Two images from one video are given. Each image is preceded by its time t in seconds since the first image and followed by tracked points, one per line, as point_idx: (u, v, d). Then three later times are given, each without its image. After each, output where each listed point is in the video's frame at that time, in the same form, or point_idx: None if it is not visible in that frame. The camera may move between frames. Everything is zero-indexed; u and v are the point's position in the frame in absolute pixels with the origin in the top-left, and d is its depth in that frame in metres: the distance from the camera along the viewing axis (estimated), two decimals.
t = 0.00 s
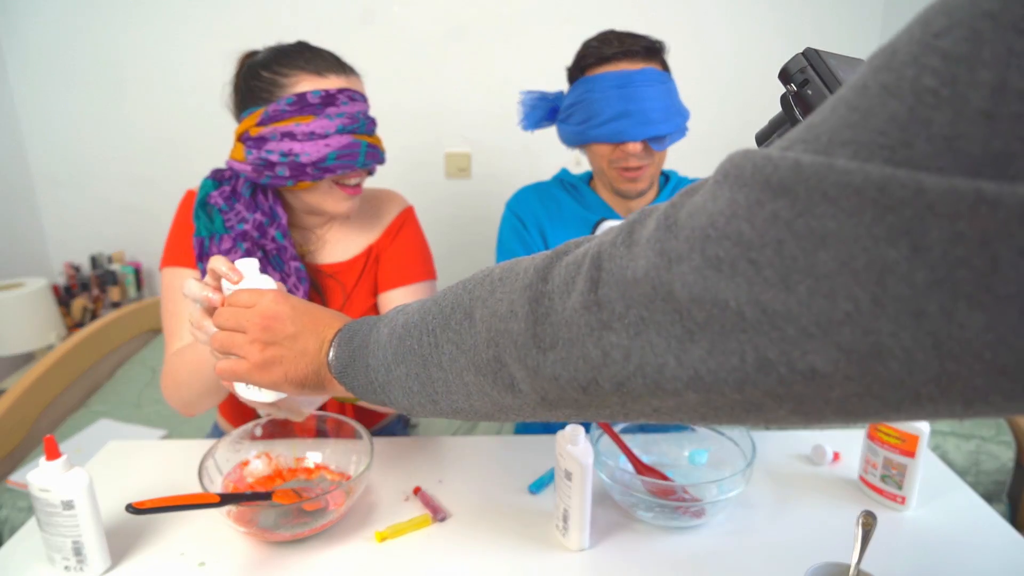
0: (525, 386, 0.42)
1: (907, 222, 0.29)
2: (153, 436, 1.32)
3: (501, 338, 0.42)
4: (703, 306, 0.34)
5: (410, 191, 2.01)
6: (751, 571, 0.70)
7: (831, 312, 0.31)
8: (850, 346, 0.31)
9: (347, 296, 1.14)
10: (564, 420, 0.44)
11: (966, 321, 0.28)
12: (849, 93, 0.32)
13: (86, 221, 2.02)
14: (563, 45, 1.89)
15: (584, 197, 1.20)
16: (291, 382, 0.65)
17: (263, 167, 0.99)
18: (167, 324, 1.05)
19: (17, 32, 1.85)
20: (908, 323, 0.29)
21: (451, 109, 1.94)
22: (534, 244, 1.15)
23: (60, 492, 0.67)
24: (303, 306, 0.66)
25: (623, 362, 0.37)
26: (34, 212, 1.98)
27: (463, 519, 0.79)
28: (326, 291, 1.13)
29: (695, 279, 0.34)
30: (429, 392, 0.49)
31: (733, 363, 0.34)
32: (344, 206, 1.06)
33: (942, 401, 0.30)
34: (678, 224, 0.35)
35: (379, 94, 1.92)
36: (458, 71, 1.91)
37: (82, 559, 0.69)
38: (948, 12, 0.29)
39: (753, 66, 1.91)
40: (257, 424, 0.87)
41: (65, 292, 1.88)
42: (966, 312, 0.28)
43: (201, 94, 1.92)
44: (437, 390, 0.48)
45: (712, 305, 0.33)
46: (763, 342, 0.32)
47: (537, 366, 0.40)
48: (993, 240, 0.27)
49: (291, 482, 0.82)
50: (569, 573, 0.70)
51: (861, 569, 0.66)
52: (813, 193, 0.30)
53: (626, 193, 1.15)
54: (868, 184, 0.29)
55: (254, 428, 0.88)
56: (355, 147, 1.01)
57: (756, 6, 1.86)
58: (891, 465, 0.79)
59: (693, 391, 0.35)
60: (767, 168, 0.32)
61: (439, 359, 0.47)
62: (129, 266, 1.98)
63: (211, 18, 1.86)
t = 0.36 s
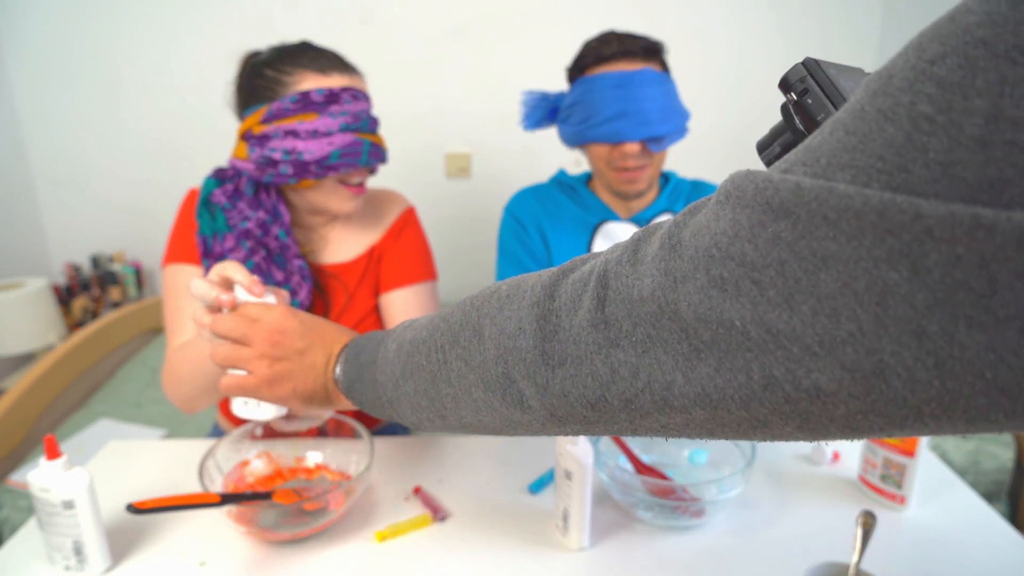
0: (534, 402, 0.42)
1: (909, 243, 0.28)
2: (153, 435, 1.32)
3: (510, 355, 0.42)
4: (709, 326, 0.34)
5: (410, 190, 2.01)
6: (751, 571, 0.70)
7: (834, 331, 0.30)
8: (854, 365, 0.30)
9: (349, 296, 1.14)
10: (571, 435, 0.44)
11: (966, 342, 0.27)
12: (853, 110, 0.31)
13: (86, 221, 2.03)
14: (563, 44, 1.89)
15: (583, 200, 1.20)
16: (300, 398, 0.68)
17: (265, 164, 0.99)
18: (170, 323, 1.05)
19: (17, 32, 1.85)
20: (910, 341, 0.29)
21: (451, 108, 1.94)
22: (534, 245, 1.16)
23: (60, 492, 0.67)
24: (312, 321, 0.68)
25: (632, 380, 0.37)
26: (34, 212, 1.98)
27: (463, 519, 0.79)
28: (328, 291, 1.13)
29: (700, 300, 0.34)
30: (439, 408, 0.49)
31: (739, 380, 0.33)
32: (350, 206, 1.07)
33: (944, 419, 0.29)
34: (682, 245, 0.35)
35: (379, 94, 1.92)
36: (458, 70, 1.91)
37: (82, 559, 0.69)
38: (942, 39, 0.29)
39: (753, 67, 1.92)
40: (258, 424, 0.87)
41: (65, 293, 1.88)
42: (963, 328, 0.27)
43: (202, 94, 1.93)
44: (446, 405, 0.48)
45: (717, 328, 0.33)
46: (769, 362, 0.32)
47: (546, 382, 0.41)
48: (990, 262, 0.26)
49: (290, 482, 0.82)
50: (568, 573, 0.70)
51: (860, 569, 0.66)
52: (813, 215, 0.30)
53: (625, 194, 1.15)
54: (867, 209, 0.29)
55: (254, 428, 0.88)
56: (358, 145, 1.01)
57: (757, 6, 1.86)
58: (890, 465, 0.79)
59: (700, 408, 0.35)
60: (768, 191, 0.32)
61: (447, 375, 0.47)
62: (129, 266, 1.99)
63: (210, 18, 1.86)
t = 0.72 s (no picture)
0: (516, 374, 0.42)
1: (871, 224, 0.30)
2: (153, 435, 1.32)
3: (495, 330, 0.43)
4: (684, 300, 0.35)
5: (410, 191, 2.01)
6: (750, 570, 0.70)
7: (799, 304, 0.32)
8: (815, 337, 0.32)
9: (349, 297, 1.14)
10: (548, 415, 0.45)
11: (917, 315, 0.29)
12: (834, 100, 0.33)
13: (86, 221, 2.03)
14: (563, 45, 1.90)
15: (580, 199, 1.20)
16: (289, 383, 0.68)
17: (266, 165, 0.99)
18: (168, 323, 1.05)
19: (17, 33, 1.85)
20: (868, 316, 0.30)
21: (451, 109, 1.94)
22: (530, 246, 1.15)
23: (60, 492, 0.67)
24: (299, 310, 0.69)
25: (609, 353, 0.38)
26: (34, 213, 1.98)
27: (463, 519, 0.79)
28: (329, 291, 1.14)
29: (677, 276, 0.35)
30: (424, 386, 0.50)
31: (711, 352, 0.35)
32: (349, 207, 1.07)
33: (900, 393, 0.31)
34: (663, 226, 0.37)
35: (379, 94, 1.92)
36: (459, 71, 1.91)
37: (82, 558, 0.70)
38: (907, 36, 0.31)
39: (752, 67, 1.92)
40: (258, 423, 0.87)
41: (65, 292, 1.89)
42: (919, 304, 0.29)
43: (202, 94, 1.93)
44: (432, 384, 0.49)
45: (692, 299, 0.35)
46: (733, 333, 0.34)
47: (529, 355, 0.41)
48: (941, 243, 0.28)
49: (291, 482, 0.82)
50: (568, 572, 0.71)
51: (860, 569, 0.66)
52: (784, 196, 0.32)
53: (621, 194, 1.15)
54: (832, 190, 0.31)
55: (254, 428, 0.88)
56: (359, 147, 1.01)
57: (757, 7, 1.86)
58: (890, 465, 0.80)
59: (673, 380, 0.36)
60: (745, 175, 0.34)
61: (434, 354, 0.48)
62: (129, 266, 1.99)
63: (211, 19, 1.86)
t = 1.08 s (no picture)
0: (504, 480, 0.31)
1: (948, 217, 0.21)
2: (153, 435, 1.32)
3: (475, 439, 0.32)
4: (714, 389, 0.24)
5: (410, 190, 2.01)
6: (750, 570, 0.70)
7: (867, 369, 0.22)
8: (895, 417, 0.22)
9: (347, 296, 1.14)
10: None
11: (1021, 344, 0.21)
12: (886, 107, 0.27)
13: (86, 221, 2.03)
14: (563, 44, 1.90)
15: (576, 200, 1.18)
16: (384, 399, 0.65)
17: (262, 165, 0.99)
18: (162, 328, 1.06)
19: (17, 32, 1.84)
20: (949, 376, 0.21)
21: (452, 108, 1.94)
22: (529, 251, 1.14)
23: (61, 491, 0.67)
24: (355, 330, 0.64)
25: (622, 467, 0.27)
26: (34, 212, 1.98)
27: (463, 519, 0.79)
28: (326, 291, 1.14)
29: (700, 357, 0.25)
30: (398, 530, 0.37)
31: (754, 452, 0.24)
32: (344, 207, 1.06)
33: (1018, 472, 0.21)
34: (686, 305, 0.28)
35: (379, 94, 1.92)
36: (459, 70, 1.91)
37: (82, 558, 0.70)
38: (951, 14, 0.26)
39: (752, 66, 1.92)
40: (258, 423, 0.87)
41: (65, 292, 1.89)
42: (989, 296, 0.21)
43: (203, 93, 1.93)
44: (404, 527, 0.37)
45: (697, 355, 0.25)
46: (786, 407, 0.23)
47: (518, 480, 0.30)
48: None
49: (290, 482, 0.82)
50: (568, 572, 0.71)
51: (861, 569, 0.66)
52: (838, 222, 0.23)
53: (619, 196, 1.14)
54: (901, 198, 0.22)
55: (255, 428, 0.88)
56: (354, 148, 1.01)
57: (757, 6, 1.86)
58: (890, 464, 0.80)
59: (715, 500, 0.24)
60: (784, 214, 0.25)
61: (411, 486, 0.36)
62: (129, 266, 1.99)
63: (211, 18, 1.86)
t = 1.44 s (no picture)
0: None
1: None
2: (153, 435, 1.32)
3: None
4: None
5: (410, 190, 2.02)
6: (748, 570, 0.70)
7: None
8: None
9: (346, 296, 1.14)
10: None
11: None
12: None
13: (86, 221, 2.03)
14: (563, 44, 1.89)
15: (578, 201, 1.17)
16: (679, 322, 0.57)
17: (255, 163, 1.00)
18: (164, 331, 1.07)
19: (17, 31, 1.84)
20: None
21: (452, 108, 1.95)
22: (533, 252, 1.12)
23: (60, 491, 0.67)
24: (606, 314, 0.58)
25: None
26: (34, 212, 1.98)
27: (463, 519, 0.79)
28: (324, 290, 1.13)
29: None
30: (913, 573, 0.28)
31: None
32: (336, 206, 1.06)
33: None
34: None
35: (379, 94, 1.92)
36: (458, 70, 1.91)
37: (82, 558, 0.70)
38: None
39: (753, 66, 1.92)
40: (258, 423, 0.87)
41: (65, 292, 1.89)
42: None
43: (202, 93, 1.93)
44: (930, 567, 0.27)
45: None
46: None
47: None
48: None
49: (291, 482, 0.82)
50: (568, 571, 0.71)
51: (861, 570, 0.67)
52: None
53: (621, 196, 1.13)
54: None
55: (254, 428, 0.88)
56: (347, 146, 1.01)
57: (757, 6, 1.86)
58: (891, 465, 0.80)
59: None
60: None
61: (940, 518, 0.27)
62: (129, 266, 1.99)
63: (211, 18, 1.86)
